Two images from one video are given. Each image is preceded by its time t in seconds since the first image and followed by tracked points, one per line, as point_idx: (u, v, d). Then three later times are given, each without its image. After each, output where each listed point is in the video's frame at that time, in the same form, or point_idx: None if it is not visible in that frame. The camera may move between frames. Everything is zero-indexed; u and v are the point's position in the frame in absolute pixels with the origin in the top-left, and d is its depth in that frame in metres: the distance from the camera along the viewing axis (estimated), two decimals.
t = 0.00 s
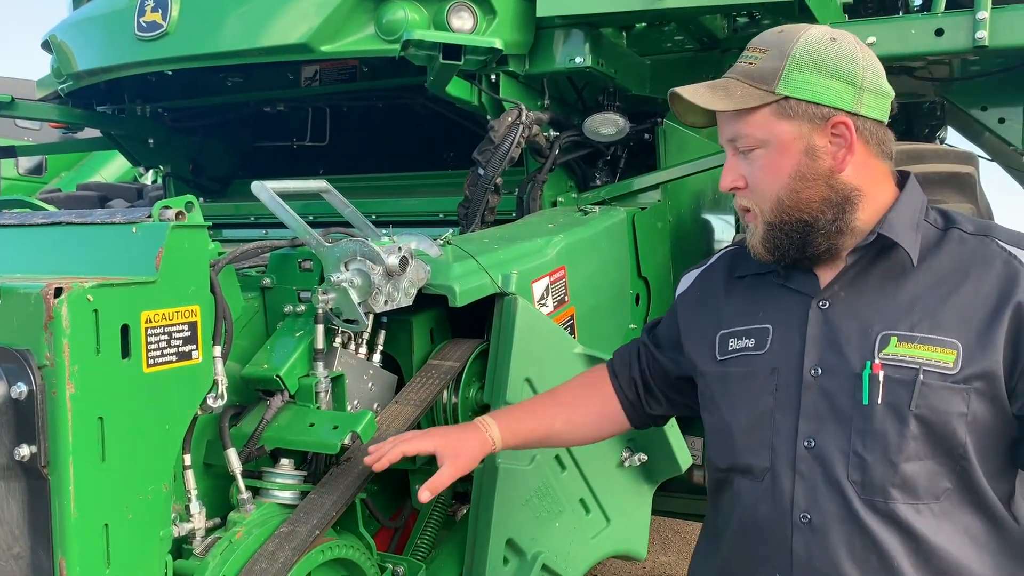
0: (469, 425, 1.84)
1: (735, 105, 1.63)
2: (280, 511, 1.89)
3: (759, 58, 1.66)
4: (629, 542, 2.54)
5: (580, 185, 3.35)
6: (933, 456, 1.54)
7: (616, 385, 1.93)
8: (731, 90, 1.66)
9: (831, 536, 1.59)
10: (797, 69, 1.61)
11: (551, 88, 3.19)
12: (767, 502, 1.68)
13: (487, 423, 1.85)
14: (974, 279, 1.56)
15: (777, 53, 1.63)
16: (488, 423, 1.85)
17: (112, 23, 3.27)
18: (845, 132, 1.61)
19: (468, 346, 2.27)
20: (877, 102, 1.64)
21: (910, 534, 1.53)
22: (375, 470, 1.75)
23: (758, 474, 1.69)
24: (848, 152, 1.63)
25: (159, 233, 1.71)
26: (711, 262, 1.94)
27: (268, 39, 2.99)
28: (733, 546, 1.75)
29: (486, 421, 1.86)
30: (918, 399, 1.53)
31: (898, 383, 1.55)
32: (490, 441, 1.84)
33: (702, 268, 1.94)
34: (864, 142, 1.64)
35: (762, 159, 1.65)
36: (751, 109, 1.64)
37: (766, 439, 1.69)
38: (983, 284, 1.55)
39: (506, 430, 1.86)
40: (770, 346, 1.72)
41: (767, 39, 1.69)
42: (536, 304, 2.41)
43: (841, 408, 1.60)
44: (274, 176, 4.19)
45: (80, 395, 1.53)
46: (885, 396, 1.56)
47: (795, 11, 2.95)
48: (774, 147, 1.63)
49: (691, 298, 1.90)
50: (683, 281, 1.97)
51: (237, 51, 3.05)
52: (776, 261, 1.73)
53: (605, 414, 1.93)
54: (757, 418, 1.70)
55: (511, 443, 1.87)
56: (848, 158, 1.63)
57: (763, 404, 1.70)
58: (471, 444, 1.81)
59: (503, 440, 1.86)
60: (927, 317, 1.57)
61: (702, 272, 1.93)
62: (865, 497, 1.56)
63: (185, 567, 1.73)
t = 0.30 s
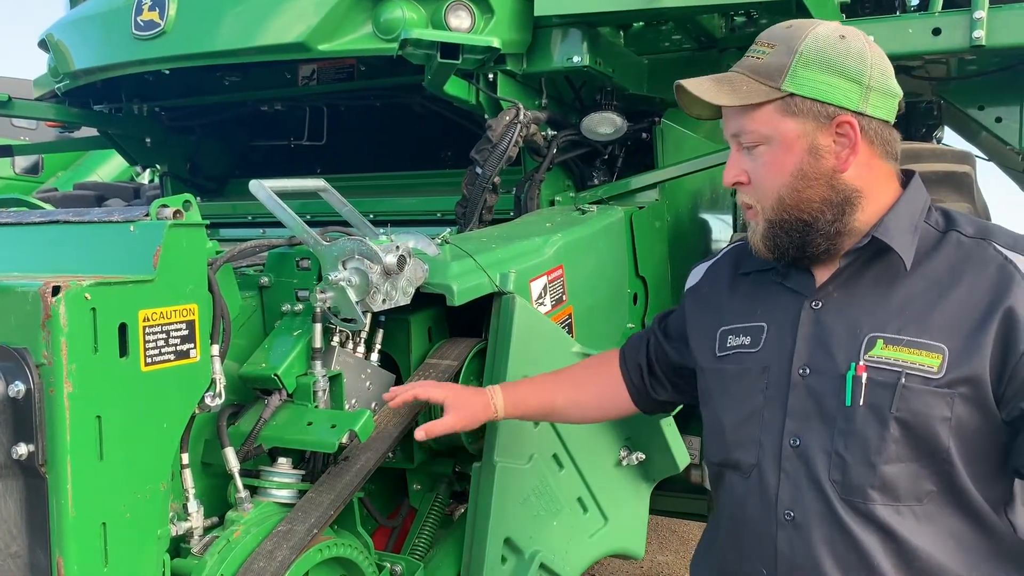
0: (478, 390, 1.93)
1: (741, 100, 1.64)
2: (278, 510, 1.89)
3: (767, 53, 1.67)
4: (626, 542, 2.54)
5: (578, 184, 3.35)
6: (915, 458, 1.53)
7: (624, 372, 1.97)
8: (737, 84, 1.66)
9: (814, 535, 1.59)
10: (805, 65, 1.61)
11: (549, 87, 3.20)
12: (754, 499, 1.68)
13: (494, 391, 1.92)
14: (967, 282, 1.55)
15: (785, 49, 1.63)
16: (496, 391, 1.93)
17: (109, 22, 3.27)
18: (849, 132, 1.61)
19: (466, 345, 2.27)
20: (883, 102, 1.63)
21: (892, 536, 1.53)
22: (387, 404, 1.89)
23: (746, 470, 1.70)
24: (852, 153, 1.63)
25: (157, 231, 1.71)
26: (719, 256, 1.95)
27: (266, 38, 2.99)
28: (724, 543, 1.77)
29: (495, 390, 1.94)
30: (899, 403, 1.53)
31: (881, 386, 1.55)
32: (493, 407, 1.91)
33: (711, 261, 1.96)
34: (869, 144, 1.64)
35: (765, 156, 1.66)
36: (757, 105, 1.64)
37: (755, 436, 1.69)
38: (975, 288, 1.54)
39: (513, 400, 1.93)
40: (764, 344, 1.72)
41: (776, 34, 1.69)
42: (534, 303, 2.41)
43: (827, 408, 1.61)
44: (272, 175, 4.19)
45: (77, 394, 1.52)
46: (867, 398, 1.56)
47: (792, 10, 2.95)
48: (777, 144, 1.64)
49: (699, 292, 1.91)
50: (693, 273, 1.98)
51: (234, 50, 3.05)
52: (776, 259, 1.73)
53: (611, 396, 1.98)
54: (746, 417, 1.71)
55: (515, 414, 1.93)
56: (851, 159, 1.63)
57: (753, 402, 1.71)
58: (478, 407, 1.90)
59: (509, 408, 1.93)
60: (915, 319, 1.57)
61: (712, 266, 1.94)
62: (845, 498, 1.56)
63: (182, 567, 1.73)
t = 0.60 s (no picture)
0: (484, 410, 1.85)
1: (754, 94, 1.63)
2: (275, 510, 1.89)
3: (779, 48, 1.66)
4: (624, 542, 2.54)
5: (577, 184, 3.35)
6: (911, 459, 1.54)
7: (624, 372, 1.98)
8: (749, 78, 1.66)
9: (810, 536, 1.59)
10: (818, 62, 1.61)
11: (547, 87, 3.20)
12: (750, 499, 1.69)
13: (500, 407, 1.85)
14: (965, 284, 1.55)
15: (799, 45, 1.63)
16: (501, 407, 1.86)
17: (106, 22, 3.26)
18: (860, 132, 1.62)
19: (464, 345, 2.27)
20: (892, 104, 1.64)
21: (887, 536, 1.53)
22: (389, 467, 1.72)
23: (744, 469, 1.71)
24: (861, 152, 1.64)
25: (155, 231, 1.71)
26: (719, 254, 1.96)
27: (263, 38, 2.99)
28: (722, 542, 1.77)
29: (498, 405, 1.87)
30: (895, 403, 1.53)
31: (878, 386, 1.55)
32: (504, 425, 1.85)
33: (711, 259, 1.98)
34: (877, 145, 1.64)
35: (773, 152, 1.65)
36: (769, 101, 1.64)
37: (752, 436, 1.69)
38: (973, 289, 1.54)
39: (519, 412, 1.88)
40: (762, 344, 1.72)
41: (789, 31, 1.69)
42: (531, 303, 2.41)
43: (823, 408, 1.61)
44: (270, 176, 4.18)
45: (76, 395, 1.52)
46: (864, 398, 1.56)
47: (789, 11, 2.94)
48: (787, 140, 1.63)
49: (699, 292, 1.91)
50: (692, 272, 2.01)
51: (232, 50, 3.04)
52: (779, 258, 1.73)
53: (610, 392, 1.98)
54: (743, 416, 1.71)
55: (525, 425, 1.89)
56: (859, 159, 1.64)
57: (750, 402, 1.71)
58: (491, 428, 1.83)
59: (518, 422, 1.88)
60: (913, 320, 1.57)
61: (712, 263, 1.95)
62: (840, 498, 1.56)
63: (180, 567, 1.72)
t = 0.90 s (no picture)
0: (406, 422, 1.74)
1: (756, 91, 1.62)
2: (270, 512, 1.89)
3: (776, 48, 1.66)
4: (620, 543, 2.53)
5: (573, 185, 3.35)
6: (915, 454, 1.54)
7: (573, 372, 1.88)
8: (749, 77, 1.65)
9: (813, 534, 1.59)
10: (817, 61, 1.61)
11: (543, 88, 3.20)
12: (752, 500, 1.68)
13: (424, 418, 1.74)
14: (961, 279, 1.56)
15: (796, 44, 1.63)
16: (427, 418, 1.74)
17: (102, 22, 3.26)
18: (859, 128, 1.62)
19: (460, 346, 2.27)
20: (885, 102, 1.66)
21: (891, 532, 1.53)
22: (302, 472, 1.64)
23: (744, 470, 1.70)
24: (860, 148, 1.64)
25: (149, 232, 1.71)
26: (708, 255, 1.93)
27: (260, 39, 2.99)
28: (718, 542, 1.76)
29: (422, 415, 1.75)
30: (900, 398, 1.53)
31: (881, 381, 1.55)
32: (430, 438, 1.73)
33: (697, 259, 1.94)
34: (875, 140, 1.66)
35: (775, 148, 1.64)
36: (770, 98, 1.63)
37: (753, 436, 1.69)
38: (970, 285, 1.55)
39: (447, 422, 1.75)
40: (759, 344, 1.72)
41: (784, 32, 1.69)
42: (528, 304, 2.41)
43: (824, 406, 1.61)
44: (267, 176, 4.18)
45: (69, 396, 1.52)
46: (868, 394, 1.56)
47: (786, 12, 2.94)
48: (790, 136, 1.62)
49: (684, 293, 1.89)
50: (676, 269, 1.96)
51: (229, 51, 3.04)
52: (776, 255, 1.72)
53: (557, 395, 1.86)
54: (742, 416, 1.70)
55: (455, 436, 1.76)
56: (859, 154, 1.64)
57: (751, 401, 1.70)
58: (411, 441, 1.71)
59: (447, 433, 1.75)
60: (913, 316, 1.57)
61: (699, 264, 1.92)
62: (845, 494, 1.56)
63: (175, 567, 1.73)
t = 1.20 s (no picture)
0: (389, 411, 1.77)
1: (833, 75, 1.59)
2: (268, 514, 1.89)
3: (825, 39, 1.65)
4: (617, 544, 2.54)
5: (571, 187, 3.37)
6: (924, 451, 1.54)
7: (558, 374, 1.88)
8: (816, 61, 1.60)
9: (823, 534, 1.58)
10: (863, 57, 1.65)
11: (542, 91, 3.21)
12: (761, 504, 1.65)
13: (407, 408, 1.78)
14: (959, 277, 1.59)
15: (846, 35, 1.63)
16: (408, 408, 1.78)
17: (102, 23, 3.26)
18: (885, 129, 1.71)
19: (458, 348, 2.27)
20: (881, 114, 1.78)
21: (903, 529, 1.53)
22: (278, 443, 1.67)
23: (748, 475, 1.68)
24: (885, 149, 1.72)
25: (147, 236, 1.71)
26: (691, 260, 1.93)
27: (259, 41, 2.99)
28: (720, 545, 1.73)
29: (406, 406, 1.79)
30: (911, 395, 1.53)
31: (891, 378, 1.55)
32: (410, 428, 1.77)
33: (680, 264, 1.93)
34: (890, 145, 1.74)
35: (841, 135, 1.62)
36: (834, 85, 1.62)
37: (757, 439, 1.67)
38: (967, 282, 1.58)
39: (428, 415, 1.79)
40: (758, 347, 1.71)
41: (817, 24, 1.69)
42: (526, 306, 2.41)
43: (831, 406, 1.60)
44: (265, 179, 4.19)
45: (67, 399, 1.52)
46: (879, 392, 1.56)
47: (784, 15, 2.95)
48: (854, 126, 1.63)
49: (671, 295, 1.87)
50: (655, 275, 1.94)
51: (228, 53, 3.05)
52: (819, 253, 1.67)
53: (538, 398, 1.87)
54: (746, 419, 1.69)
55: (435, 431, 1.80)
56: (886, 155, 1.72)
57: (753, 405, 1.69)
58: (390, 428, 1.74)
59: (426, 425, 1.79)
60: (916, 315, 1.58)
61: (682, 268, 1.91)
62: (858, 493, 1.55)
63: (173, 569, 1.73)
